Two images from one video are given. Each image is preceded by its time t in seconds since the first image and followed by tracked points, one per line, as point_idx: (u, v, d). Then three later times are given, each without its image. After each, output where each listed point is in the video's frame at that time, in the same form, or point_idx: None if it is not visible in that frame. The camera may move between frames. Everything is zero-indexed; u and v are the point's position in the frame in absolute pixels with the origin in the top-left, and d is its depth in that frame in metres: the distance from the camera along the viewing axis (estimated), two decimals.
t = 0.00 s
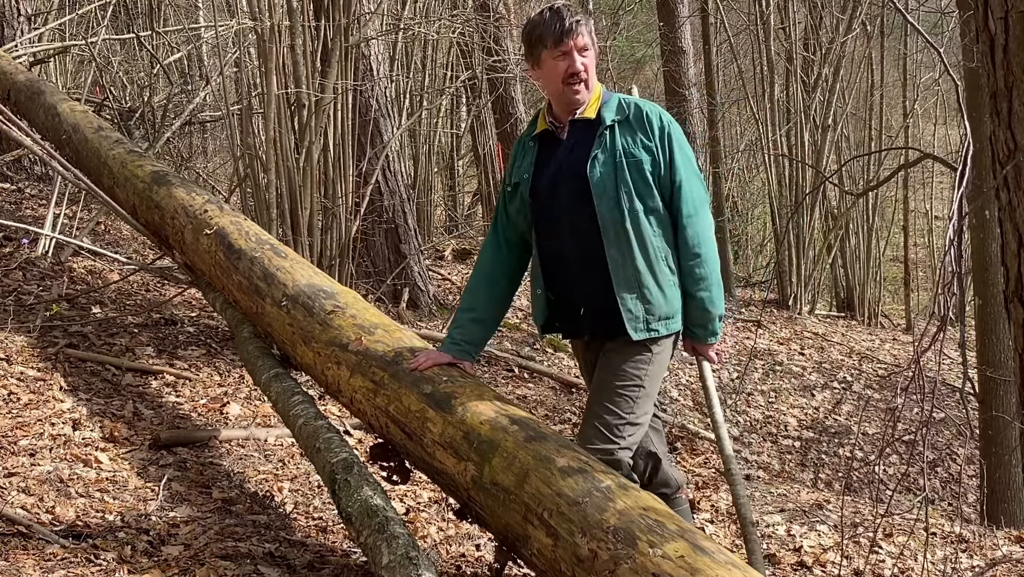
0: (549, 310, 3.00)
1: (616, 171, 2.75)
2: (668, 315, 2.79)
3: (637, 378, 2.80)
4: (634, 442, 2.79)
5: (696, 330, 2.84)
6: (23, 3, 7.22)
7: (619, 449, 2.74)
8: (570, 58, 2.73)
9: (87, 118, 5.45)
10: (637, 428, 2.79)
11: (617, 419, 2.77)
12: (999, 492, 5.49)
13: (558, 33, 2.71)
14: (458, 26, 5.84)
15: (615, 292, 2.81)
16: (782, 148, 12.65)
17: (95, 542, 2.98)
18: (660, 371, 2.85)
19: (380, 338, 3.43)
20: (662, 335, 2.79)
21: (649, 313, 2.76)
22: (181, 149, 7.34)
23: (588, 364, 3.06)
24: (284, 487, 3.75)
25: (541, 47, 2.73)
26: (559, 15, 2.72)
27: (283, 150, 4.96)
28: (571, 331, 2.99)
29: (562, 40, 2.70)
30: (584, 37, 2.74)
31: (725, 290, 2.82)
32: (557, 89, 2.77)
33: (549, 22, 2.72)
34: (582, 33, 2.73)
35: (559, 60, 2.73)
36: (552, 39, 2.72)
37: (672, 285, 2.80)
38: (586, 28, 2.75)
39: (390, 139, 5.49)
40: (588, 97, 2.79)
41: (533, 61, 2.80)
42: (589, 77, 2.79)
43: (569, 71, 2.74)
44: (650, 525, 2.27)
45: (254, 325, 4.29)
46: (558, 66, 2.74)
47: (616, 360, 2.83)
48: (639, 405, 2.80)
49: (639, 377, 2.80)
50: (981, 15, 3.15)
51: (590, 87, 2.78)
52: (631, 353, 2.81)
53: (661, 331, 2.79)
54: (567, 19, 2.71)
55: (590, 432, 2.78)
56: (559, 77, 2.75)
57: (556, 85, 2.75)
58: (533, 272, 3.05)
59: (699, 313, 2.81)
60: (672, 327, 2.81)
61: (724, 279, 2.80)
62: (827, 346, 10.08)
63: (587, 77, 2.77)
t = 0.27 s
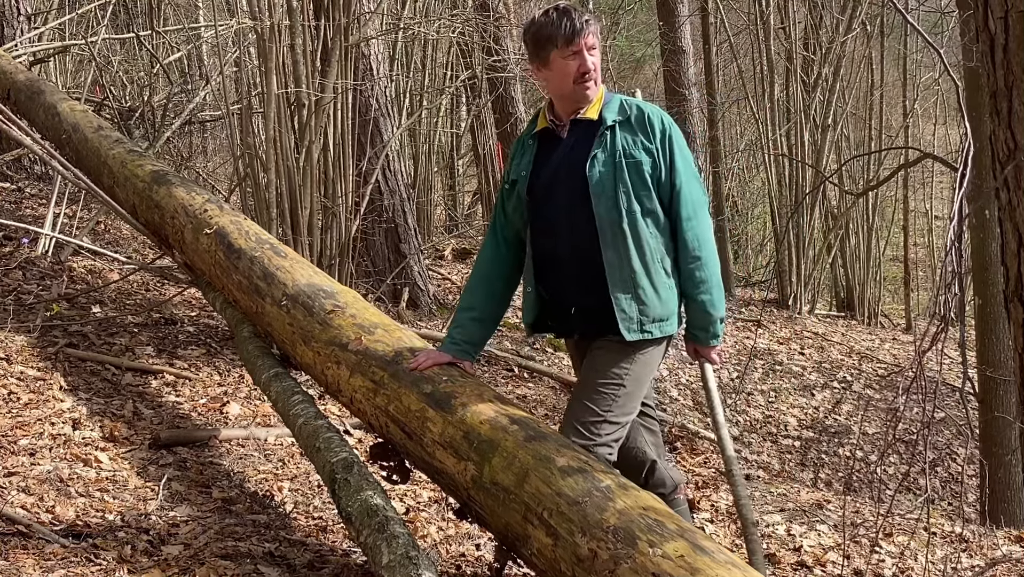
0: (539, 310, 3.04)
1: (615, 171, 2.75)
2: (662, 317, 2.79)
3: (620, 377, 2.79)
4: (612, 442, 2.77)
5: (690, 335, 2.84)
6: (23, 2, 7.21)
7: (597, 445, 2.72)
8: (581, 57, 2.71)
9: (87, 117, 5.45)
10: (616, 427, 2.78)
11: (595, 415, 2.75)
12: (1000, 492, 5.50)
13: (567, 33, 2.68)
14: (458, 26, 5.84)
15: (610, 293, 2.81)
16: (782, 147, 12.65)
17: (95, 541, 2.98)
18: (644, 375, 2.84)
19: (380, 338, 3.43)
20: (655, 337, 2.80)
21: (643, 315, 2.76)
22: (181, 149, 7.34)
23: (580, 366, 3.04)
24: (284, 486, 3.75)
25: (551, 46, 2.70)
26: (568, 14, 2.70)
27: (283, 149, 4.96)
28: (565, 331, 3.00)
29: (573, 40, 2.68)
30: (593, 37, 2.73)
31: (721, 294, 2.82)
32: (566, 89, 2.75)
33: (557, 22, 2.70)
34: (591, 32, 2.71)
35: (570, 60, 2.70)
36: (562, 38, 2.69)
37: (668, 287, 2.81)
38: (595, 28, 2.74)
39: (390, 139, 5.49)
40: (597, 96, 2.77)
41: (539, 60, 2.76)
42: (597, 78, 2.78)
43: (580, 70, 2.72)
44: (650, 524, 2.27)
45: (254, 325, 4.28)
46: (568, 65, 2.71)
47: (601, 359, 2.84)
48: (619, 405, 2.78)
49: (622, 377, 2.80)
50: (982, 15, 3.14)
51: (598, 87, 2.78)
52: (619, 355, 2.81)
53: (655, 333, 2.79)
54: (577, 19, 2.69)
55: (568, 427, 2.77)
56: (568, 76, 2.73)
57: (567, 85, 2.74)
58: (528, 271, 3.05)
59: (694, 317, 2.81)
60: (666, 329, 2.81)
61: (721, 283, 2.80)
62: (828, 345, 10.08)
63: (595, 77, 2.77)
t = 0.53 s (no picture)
0: (541, 310, 3.02)
1: (617, 173, 2.75)
2: (668, 318, 2.80)
3: (623, 377, 2.79)
4: (616, 442, 2.77)
5: (694, 335, 2.84)
6: (23, 2, 7.21)
7: (600, 446, 2.73)
8: (582, 58, 2.72)
9: (87, 117, 5.45)
10: (620, 427, 2.78)
11: (599, 416, 2.75)
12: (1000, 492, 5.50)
13: (569, 34, 2.70)
14: (458, 26, 5.84)
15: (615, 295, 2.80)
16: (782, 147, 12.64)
17: (95, 542, 2.98)
18: (647, 374, 2.84)
19: (380, 338, 3.43)
20: (662, 338, 2.80)
21: (649, 317, 2.77)
22: (181, 149, 7.34)
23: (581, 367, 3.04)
24: (284, 487, 3.75)
25: (553, 47, 2.71)
26: (569, 15, 2.71)
27: (283, 150, 4.96)
28: (566, 333, 2.99)
29: (575, 40, 2.69)
30: (593, 38, 2.74)
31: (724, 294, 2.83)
32: (567, 90, 2.75)
33: (557, 22, 2.71)
34: (592, 33, 2.73)
35: (571, 60, 2.71)
36: (563, 39, 2.70)
37: (672, 288, 2.81)
38: (595, 30, 2.75)
39: (390, 139, 5.49)
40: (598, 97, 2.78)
41: (540, 61, 2.77)
42: (597, 79, 2.79)
43: (581, 71, 2.73)
44: (650, 525, 2.27)
45: (254, 325, 4.28)
46: (569, 66, 2.72)
47: (604, 359, 2.82)
48: (622, 405, 2.78)
49: (626, 378, 2.79)
50: (981, 15, 3.14)
51: (598, 88, 2.78)
52: (623, 357, 2.81)
53: (662, 334, 2.80)
54: (577, 20, 2.71)
55: (571, 427, 2.77)
56: (570, 77, 2.73)
57: (569, 86, 2.74)
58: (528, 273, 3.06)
59: (698, 317, 2.82)
60: (671, 330, 2.82)
61: (723, 283, 2.81)
62: (828, 345, 10.08)
63: (596, 78, 2.77)
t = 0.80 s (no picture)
0: (545, 314, 3.04)
1: (616, 175, 2.74)
2: (671, 320, 2.81)
3: (627, 378, 2.80)
4: (621, 443, 2.78)
5: (695, 335, 2.85)
6: (23, 2, 7.21)
7: (606, 447, 2.73)
8: (574, 57, 2.72)
9: (87, 118, 5.45)
10: (625, 428, 2.78)
11: (605, 417, 2.76)
12: (1000, 492, 5.50)
13: (561, 33, 2.71)
14: (458, 26, 5.84)
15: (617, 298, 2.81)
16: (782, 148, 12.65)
17: (95, 542, 2.98)
18: (652, 375, 2.85)
19: (380, 338, 3.43)
20: (665, 340, 2.81)
21: (652, 319, 2.77)
22: (181, 149, 7.33)
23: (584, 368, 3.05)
24: (284, 487, 3.75)
25: (544, 46, 2.72)
26: (561, 14, 2.71)
27: (283, 150, 4.96)
28: (571, 334, 3.01)
29: (566, 39, 2.70)
30: (586, 37, 2.74)
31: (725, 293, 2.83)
32: (560, 89, 2.76)
33: (551, 22, 2.72)
34: (586, 34, 2.74)
35: (563, 60, 2.72)
36: (555, 39, 2.71)
37: (675, 289, 2.81)
38: (588, 29, 2.75)
39: (390, 139, 5.49)
40: (591, 96, 2.77)
41: (534, 61, 2.79)
42: (591, 78, 2.78)
43: (573, 71, 2.73)
44: (650, 525, 2.27)
45: (254, 325, 4.28)
46: (561, 65, 2.73)
47: (608, 361, 2.83)
48: (628, 406, 2.79)
49: (630, 379, 2.80)
50: (981, 15, 3.14)
51: (592, 87, 2.78)
52: (627, 358, 2.81)
53: (665, 336, 2.80)
54: (570, 19, 2.71)
55: (577, 429, 2.77)
56: (562, 76, 2.73)
57: (561, 85, 2.74)
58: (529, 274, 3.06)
59: (700, 318, 2.82)
60: (674, 331, 2.82)
61: (724, 283, 2.81)
62: (828, 346, 10.08)
63: (590, 77, 2.77)
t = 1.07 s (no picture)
0: (548, 315, 3.04)
1: (616, 176, 2.74)
2: (676, 318, 2.79)
3: (638, 378, 2.79)
4: (634, 442, 2.78)
5: (699, 331, 2.87)
6: (23, 2, 7.20)
7: (619, 449, 2.73)
8: (564, 58, 2.73)
9: (87, 117, 5.45)
10: (637, 428, 2.79)
11: (618, 417, 2.76)
12: (1000, 492, 5.50)
13: (551, 34, 2.72)
14: (458, 26, 5.83)
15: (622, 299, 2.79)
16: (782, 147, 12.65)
17: (95, 542, 2.98)
18: (660, 372, 2.85)
19: (380, 338, 3.43)
20: (671, 338, 2.79)
21: (657, 318, 2.75)
22: (181, 149, 7.33)
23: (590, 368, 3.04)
24: (284, 487, 3.75)
25: (534, 47, 2.75)
26: (551, 15, 2.74)
27: (283, 149, 4.96)
28: (577, 335, 3.00)
29: (555, 39, 2.71)
30: (577, 37, 2.75)
31: (726, 290, 2.83)
32: (552, 90, 2.77)
33: (541, 23, 2.75)
34: (576, 34, 2.74)
35: (553, 60, 2.73)
36: (545, 39, 2.73)
37: (679, 287, 2.79)
38: (580, 28, 2.76)
39: (390, 139, 5.49)
40: (583, 97, 2.77)
41: (527, 62, 2.82)
42: (583, 78, 2.79)
43: (563, 71, 2.74)
44: (650, 525, 2.27)
45: (254, 325, 4.28)
46: (551, 66, 2.75)
47: (617, 361, 2.83)
48: (639, 406, 2.79)
49: (641, 379, 2.80)
50: (981, 15, 3.14)
51: (584, 87, 2.78)
52: (634, 358, 2.81)
53: (670, 334, 2.78)
54: (560, 20, 2.73)
55: (589, 430, 2.76)
56: (552, 77, 2.75)
57: (550, 85, 2.76)
58: (531, 275, 3.06)
59: (703, 314, 2.82)
60: (680, 330, 2.80)
61: (725, 279, 2.81)
62: (828, 346, 10.08)
63: (582, 77, 2.77)
